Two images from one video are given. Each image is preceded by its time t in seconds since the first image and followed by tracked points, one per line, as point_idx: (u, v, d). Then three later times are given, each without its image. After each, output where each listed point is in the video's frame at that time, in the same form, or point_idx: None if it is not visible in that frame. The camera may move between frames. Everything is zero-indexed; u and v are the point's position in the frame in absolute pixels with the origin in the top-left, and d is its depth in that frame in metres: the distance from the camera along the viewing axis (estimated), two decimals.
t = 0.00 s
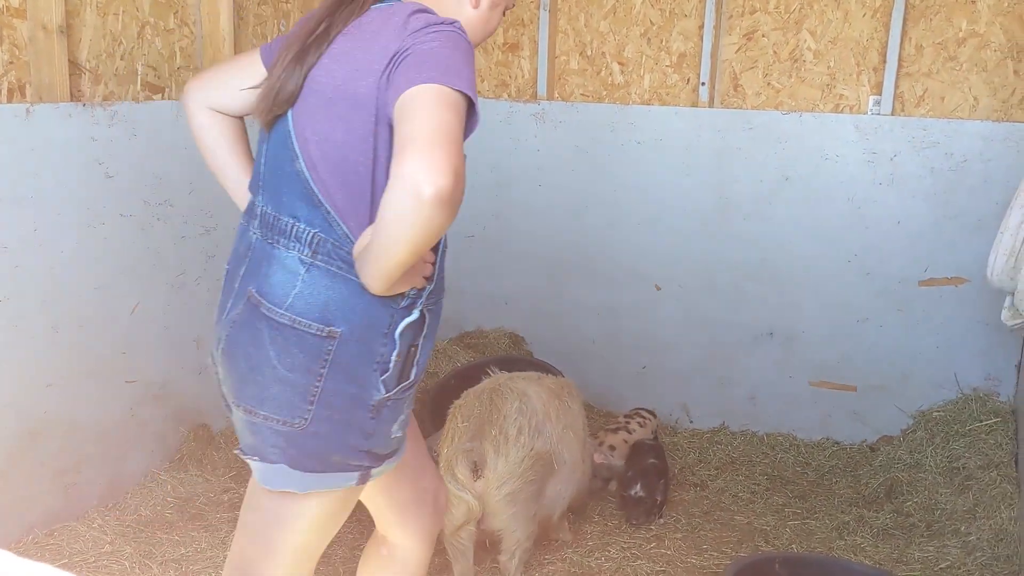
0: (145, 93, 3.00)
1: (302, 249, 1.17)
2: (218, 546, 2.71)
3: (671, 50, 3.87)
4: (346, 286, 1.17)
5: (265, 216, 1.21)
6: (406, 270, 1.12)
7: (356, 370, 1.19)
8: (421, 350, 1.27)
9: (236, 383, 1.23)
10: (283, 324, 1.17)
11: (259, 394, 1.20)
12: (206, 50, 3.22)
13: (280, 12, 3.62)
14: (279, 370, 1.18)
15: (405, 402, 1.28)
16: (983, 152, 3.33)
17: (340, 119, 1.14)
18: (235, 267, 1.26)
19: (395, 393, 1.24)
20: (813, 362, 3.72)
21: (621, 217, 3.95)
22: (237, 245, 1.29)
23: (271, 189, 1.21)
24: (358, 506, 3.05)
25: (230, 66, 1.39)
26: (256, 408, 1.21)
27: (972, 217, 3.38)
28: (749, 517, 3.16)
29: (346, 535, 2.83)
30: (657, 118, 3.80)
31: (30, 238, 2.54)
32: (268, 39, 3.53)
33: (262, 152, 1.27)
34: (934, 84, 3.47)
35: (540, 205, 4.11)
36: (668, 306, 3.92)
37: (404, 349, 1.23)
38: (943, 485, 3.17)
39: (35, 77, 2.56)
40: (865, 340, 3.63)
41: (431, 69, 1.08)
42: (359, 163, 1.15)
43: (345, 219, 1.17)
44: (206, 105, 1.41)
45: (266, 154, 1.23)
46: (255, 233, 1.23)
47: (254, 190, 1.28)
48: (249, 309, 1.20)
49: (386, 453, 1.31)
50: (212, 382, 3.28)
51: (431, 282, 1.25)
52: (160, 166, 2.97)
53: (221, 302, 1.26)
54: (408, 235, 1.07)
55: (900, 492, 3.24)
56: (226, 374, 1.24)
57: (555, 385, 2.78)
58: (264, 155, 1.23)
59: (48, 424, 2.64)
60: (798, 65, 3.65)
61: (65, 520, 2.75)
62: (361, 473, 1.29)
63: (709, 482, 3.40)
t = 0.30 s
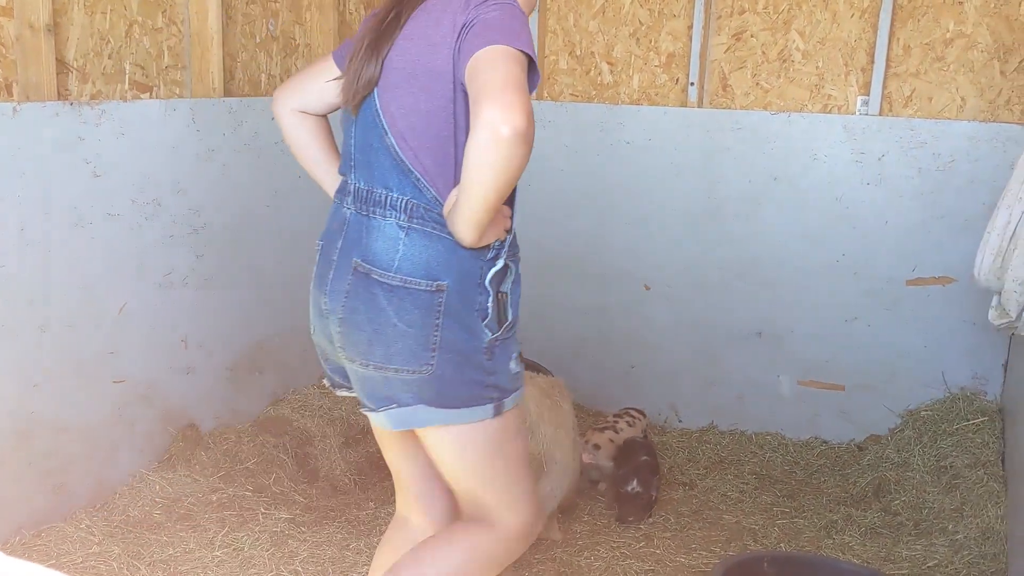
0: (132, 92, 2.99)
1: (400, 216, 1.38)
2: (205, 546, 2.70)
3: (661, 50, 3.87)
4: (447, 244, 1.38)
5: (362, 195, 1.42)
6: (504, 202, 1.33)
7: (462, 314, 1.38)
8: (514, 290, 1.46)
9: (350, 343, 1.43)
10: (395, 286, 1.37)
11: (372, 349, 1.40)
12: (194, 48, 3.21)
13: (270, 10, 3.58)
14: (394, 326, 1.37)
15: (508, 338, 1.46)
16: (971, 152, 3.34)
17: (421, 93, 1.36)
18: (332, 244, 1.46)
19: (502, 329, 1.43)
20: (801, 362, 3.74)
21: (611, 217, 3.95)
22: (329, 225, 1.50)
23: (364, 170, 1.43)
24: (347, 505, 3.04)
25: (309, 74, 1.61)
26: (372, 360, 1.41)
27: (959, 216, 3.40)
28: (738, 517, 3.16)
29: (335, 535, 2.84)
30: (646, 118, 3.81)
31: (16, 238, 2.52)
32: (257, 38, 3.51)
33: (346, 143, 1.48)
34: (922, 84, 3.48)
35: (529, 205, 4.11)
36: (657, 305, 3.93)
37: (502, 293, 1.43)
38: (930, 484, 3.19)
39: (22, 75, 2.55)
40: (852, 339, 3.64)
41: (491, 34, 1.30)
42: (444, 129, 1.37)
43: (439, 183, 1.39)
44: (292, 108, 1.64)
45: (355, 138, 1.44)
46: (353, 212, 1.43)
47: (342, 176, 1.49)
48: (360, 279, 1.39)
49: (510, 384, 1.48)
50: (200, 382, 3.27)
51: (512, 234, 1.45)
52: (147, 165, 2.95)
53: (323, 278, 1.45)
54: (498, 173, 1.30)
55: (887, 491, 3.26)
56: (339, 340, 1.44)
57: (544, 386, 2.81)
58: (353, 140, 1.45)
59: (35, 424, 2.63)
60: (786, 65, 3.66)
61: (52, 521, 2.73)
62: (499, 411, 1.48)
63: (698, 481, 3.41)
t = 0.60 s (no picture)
0: (126, 91, 2.99)
1: (511, 211, 1.55)
2: (199, 546, 2.70)
3: (655, 49, 3.88)
4: (560, 227, 1.57)
5: (463, 197, 1.57)
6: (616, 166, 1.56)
7: (578, 285, 1.60)
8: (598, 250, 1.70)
9: (470, 332, 1.59)
10: (523, 274, 1.54)
11: (501, 332, 1.57)
12: (188, 47, 3.20)
13: (264, 9, 3.58)
14: (522, 309, 1.56)
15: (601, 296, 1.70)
16: (964, 152, 3.35)
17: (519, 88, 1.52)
18: (434, 244, 1.60)
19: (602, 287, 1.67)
20: (795, 361, 3.74)
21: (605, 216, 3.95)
22: (417, 225, 1.63)
23: (460, 173, 1.57)
24: (341, 505, 3.04)
25: (348, 72, 1.88)
26: (502, 343, 1.59)
27: (953, 216, 3.41)
28: (732, 516, 3.16)
29: (329, 534, 2.84)
30: (640, 117, 3.81)
31: (9, 237, 2.52)
32: (251, 37, 3.51)
33: (424, 146, 1.61)
34: (915, 84, 3.49)
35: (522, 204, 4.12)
36: (651, 304, 3.93)
37: (595, 255, 1.65)
38: (923, 483, 3.20)
39: (15, 73, 2.54)
40: (846, 339, 3.65)
41: (563, 34, 1.50)
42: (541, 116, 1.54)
43: (542, 172, 1.56)
44: (337, 107, 1.90)
45: (448, 143, 1.58)
46: (454, 213, 1.58)
47: (427, 179, 1.62)
48: (482, 274, 1.55)
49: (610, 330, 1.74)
50: (194, 382, 3.26)
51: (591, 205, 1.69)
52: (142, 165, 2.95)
53: (430, 278, 1.60)
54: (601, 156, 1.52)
55: (881, 490, 3.26)
56: (461, 331, 1.60)
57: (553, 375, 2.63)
58: (445, 145, 1.58)
59: (28, 424, 2.62)
60: (780, 65, 3.67)
61: (46, 520, 2.73)
62: (603, 352, 1.72)
63: (692, 480, 3.41)
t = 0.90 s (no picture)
0: (121, 91, 2.99)
1: (657, 227, 1.84)
2: (194, 547, 2.70)
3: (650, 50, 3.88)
4: (687, 239, 1.89)
5: (610, 218, 1.83)
6: (767, 217, 1.88)
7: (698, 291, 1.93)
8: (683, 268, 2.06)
9: (621, 335, 1.85)
10: (669, 280, 1.85)
11: (650, 330, 1.86)
12: (183, 47, 3.20)
13: (259, 8, 3.58)
14: (667, 311, 1.86)
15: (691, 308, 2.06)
16: (958, 152, 3.36)
17: (670, 126, 1.81)
18: (579, 262, 1.84)
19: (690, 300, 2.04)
20: (791, 361, 3.75)
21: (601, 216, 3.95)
22: (556, 246, 1.87)
23: (606, 197, 1.84)
24: (336, 506, 3.04)
25: (496, 170, 2.00)
26: (650, 342, 1.87)
27: (948, 216, 3.42)
28: (727, 515, 3.16)
29: (324, 535, 2.84)
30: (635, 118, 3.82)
31: (4, 236, 2.51)
32: (246, 36, 3.51)
33: (566, 176, 1.86)
34: (910, 85, 3.49)
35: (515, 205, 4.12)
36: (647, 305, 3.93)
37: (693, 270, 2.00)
38: (918, 483, 3.21)
39: (9, 72, 2.54)
40: (841, 339, 3.65)
41: (693, 83, 1.82)
42: (681, 139, 1.83)
43: (674, 192, 1.86)
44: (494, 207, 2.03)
45: (593, 172, 1.84)
46: (599, 232, 1.84)
47: (566, 205, 1.87)
48: (634, 283, 1.83)
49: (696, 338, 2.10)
50: (189, 382, 3.26)
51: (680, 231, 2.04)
52: (137, 165, 2.94)
53: (577, 290, 1.85)
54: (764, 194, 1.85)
55: (876, 490, 3.27)
56: (613, 334, 1.85)
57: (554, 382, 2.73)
58: (589, 173, 1.84)
59: (21, 424, 2.62)
60: (775, 65, 3.68)
61: (39, 521, 2.72)
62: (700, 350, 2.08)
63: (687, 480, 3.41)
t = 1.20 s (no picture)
0: (116, 90, 2.99)
1: (750, 175, 2.13)
2: (189, 546, 2.69)
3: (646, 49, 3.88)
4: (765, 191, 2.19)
5: (713, 166, 2.08)
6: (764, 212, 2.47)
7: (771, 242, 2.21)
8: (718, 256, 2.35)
9: (730, 272, 2.07)
10: (765, 217, 2.12)
11: (754, 263, 2.09)
12: (179, 46, 3.20)
13: (255, 7, 3.57)
14: (764, 249, 2.13)
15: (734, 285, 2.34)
16: (953, 152, 3.37)
17: (743, 109, 2.22)
18: (690, 204, 2.05)
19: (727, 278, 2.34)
20: (786, 360, 3.75)
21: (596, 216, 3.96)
22: (668, 195, 2.05)
23: (707, 148, 2.10)
24: (331, 505, 3.03)
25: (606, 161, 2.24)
26: (755, 276, 2.10)
27: (943, 216, 3.42)
28: (722, 514, 3.16)
29: (320, 534, 2.84)
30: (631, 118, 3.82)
31: None
32: (241, 35, 3.50)
33: (671, 133, 2.11)
34: (904, 85, 3.50)
35: (511, 204, 4.12)
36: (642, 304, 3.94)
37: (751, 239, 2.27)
38: (913, 482, 3.22)
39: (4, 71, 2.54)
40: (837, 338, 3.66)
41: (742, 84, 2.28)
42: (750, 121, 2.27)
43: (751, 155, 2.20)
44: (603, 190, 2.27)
45: (695, 125, 2.12)
46: (706, 177, 2.07)
47: (670, 157, 2.08)
48: (741, 219, 2.08)
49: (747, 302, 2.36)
50: (184, 381, 3.25)
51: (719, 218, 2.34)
52: (132, 164, 2.94)
53: (691, 232, 2.05)
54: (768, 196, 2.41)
55: (870, 489, 3.28)
56: (726, 266, 2.06)
57: (541, 384, 2.81)
58: (691, 127, 2.12)
59: (16, 424, 2.61)
60: (770, 65, 3.68)
61: (34, 521, 2.72)
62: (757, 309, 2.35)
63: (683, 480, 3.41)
